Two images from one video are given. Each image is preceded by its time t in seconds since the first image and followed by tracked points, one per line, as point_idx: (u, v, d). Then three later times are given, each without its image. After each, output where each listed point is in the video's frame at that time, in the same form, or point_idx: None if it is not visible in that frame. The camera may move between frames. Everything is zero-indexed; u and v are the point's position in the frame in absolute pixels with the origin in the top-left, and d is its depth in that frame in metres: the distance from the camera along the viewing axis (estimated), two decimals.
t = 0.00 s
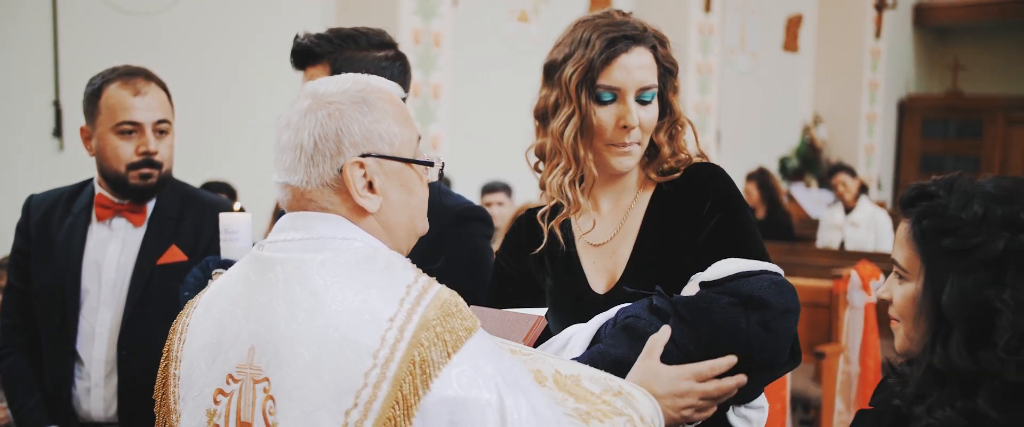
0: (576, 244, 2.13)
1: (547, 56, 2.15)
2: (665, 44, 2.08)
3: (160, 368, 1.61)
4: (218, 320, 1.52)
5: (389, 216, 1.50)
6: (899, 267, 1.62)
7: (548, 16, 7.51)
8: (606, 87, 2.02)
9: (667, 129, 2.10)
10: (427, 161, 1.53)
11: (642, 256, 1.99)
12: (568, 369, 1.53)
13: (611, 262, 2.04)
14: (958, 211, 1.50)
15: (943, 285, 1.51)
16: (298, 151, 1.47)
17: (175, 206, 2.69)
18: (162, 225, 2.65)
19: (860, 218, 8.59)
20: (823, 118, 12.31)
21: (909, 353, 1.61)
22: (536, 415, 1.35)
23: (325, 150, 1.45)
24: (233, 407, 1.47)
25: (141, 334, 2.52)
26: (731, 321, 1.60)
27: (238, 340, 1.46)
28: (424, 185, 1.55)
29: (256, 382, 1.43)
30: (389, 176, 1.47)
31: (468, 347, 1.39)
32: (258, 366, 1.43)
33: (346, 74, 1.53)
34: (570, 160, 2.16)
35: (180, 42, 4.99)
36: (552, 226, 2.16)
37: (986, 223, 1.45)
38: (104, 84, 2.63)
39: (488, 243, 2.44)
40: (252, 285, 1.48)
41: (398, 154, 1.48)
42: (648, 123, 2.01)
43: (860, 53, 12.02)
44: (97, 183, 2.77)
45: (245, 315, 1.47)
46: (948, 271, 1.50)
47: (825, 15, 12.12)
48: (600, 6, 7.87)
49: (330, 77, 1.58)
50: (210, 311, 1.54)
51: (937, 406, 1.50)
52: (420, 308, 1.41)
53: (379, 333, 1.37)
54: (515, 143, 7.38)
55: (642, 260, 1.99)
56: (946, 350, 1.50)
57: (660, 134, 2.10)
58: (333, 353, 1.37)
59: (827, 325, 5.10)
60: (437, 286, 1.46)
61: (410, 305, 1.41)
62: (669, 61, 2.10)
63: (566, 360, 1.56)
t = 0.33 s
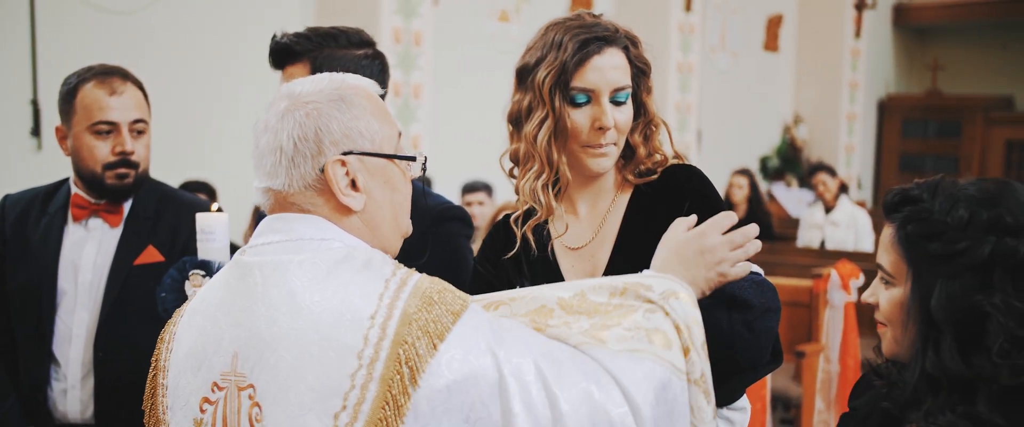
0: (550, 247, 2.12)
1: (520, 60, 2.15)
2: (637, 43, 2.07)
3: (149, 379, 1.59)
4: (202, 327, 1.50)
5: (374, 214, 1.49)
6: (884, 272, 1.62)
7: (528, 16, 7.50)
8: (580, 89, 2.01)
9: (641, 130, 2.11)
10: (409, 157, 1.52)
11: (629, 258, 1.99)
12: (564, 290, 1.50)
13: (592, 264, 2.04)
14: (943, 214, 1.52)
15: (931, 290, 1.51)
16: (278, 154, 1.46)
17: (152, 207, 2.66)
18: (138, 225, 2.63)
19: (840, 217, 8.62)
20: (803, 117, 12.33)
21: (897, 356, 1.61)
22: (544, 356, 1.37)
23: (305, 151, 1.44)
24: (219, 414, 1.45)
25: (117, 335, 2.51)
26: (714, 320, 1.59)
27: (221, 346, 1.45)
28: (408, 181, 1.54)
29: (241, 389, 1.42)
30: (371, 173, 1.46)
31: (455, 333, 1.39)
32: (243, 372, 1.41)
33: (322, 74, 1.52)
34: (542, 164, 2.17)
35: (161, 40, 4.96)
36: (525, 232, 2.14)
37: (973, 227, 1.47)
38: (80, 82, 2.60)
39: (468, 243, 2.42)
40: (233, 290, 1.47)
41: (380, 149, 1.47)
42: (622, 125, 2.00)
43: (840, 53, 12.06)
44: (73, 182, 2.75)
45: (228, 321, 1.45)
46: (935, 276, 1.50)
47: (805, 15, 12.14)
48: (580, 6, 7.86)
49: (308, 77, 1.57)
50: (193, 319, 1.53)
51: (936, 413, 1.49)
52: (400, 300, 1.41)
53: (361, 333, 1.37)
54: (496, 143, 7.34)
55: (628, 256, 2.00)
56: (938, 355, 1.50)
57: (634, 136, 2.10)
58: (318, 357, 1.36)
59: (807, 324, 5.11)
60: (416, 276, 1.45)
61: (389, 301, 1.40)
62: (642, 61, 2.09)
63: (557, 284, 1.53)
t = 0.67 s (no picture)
0: (536, 248, 2.11)
1: (506, 58, 2.13)
2: (622, 42, 2.06)
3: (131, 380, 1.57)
4: (181, 327, 1.48)
5: (348, 212, 1.48)
6: (883, 270, 1.61)
7: (510, 14, 7.47)
8: (565, 87, 2.00)
9: (628, 129, 2.11)
10: (385, 156, 1.50)
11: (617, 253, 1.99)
12: (555, 258, 1.57)
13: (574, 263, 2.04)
14: (939, 213, 1.51)
15: (926, 288, 1.51)
16: (251, 152, 1.45)
17: (129, 206, 2.64)
18: (116, 225, 2.61)
19: (821, 216, 8.63)
20: (784, 115, 12.35)
21: (896, 355, 1.61)
22: (530, 317, 1.38)
23: (278, 148, 1.43)
24: (197, 412, 1.43)
25: (94, 336, 2.49)
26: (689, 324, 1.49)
27: (199, 345, 1.44)
28: (383, 181, 1.52)
29: (219, 386, 1.40)
30: (345, 171, 1.45)
31: (429, 316, 1.38)
32: (220, 369, 1.40)
33: (296, 72, 1.51)
34: (528, 163, 2.18)
35: (144, 36, 4.92)
36: (512, 231, 2.13)
37: (968, 225, 1.47)
38: (56, 80, 2.57)
39: (448, 242, 2.39)
40: (211, 288, 1.46)
41: (354, 148, 1.46)
42: (608, 123, 1.99)
43: (822, 51, 12.10)
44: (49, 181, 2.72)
45: (207, 319, 1.44)
46: (931, 273, 1.50)
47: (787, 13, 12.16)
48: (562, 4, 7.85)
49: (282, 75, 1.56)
50: (171, 320, 1.51)
51: (927, 411, 1.49)
52: (375, 289, 1.40)
53: (337, 324, 1.36)
54: (477, 141, 7.31)
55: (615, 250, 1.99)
56: (932, 354, 1.50)
57: (621, 136, 2.10)
58: (295, 351, 1.35)
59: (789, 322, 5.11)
60: (389, 263, 1.44)
61: (364, 291, 1.39)
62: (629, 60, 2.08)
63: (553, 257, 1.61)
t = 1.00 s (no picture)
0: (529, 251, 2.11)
1: (496, 58, 2.12)
2: (614, 43, 2.05)
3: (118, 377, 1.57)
4: (163, 323, 1.48)
5: (324, 209, 1.46)
6: (876, 270, 1.60)
7: (494, 14, 7.46)
8: (555, 89, 1.98)
9: (620, 131, 2.09)
10: (364, 155, 1.49)
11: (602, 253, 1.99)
12: (535, 254, 1.55)
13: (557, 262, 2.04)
14: (933, 214, 1.50)
15: (918, 288, 1.50)
16: (229, 147, 1.44)
17: (111, 206, 2.61)
18: (97, 226, 2.58)
19: (804, 216, 8.65)
20: (768, 116, 12.37)
21: (888, 356, 1.60)
22: (501, 308, 1.37)
23: (254, 144, 1.42)
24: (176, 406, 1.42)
25: (74, 339, 2.46)
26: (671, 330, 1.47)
27: (179, 339, 1.43)
28: (363, 180, 1.51)
29: (196, 378, 1.39)
30: (321, 168, 1.44)
31: (397, 309, 1.36)
32: (198, 362, 1.39)
33: (279, 71, 1.50)
34: (520, 164, 2.15)
35: (128, 36, 4.88)
36: (506, 235, 2.13)
37: (961, 226, 1.46)
38: (35, 81, 2.54)
39: (432, 243, 2.39)
40: (190, 284, 1.45)
41: (330, 145, 1.45)
42: (599, 125, 1.98)
43: (805, 51, 12.13)
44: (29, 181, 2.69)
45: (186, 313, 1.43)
46: (923, 274, 1.49)
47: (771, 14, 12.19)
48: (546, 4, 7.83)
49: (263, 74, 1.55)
50: (155, 316, 1.51)
51: (914, 412, 1.49)
52: (345, 281, 1.38)
53: (307, 316, 1.35)
54: (461, 142, 7.29)
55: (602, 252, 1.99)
56: (922, 356, 1.49)
57: (612, 137, 2.09)
58: (265, 343, 1.35)
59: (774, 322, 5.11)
60: (360, 257, 1.43)
61: (334, 283, 1.38)
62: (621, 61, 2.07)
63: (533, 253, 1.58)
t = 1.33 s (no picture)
0: (512, 251, 2.09)
1: (484, 57, 2.11)
2: (601, 41, 2.03)
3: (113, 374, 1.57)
4: (153, 320, 1.48)
5: (316, 207, 1.45)
6: (870, 269, 1.59)
7: (478, 13, 7.44)
8: (544, 87, 1.97)
9: (607, 130, 2.08)
10: (358, 154, 1.47)
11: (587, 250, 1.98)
12: (527, 256, 1.54)
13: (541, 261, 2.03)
14: (928, 212, 1.50)
15: (913, 287, 1.50)
16: (223, 144, 1.43)
17: (93, 205, 2.59)
18: (79, 224, 2.55)
19: (788, 214, 8.66)
20: (751, 114, 12.38)
21: (882, 354, 1.59)
22: (486, 310, 1.35)
23: (248, 141, 1.41)
24: (165, 401, 1.42)
25: (57, 338, 2.44)
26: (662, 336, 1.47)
27: (167, 335, 1.43)
28: (357, 180, 1.49)
29: (183, 375, 1.39)
30: (313, 166, 1.42)
31: (382, 308, 1.35)
32: (185, 358, 1.39)
33: (274, 70, 1.49)
34: (506, 164, 2.14)
35: (111, 33, 4.85)
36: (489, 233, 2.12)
37: (958, 225, 1.45)
38: (16, 78, 2.51)
39: (418, 242, 2.38)
40: (180, 281, 1.44)
41: (323, 144, 1.43)
42: (587, 123, 1.96)
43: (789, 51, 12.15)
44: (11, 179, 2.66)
45: (175, 310, 1.43)
46: (919, 272, 1.49)
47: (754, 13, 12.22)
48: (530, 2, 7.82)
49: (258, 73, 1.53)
50: (146, 312, 1.51)
51: (909, 411, 1.48)
52: (331, 279, 1.37)
53: (292, 313, 1.34)
54: (445, 140, 7.27)
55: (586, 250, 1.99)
56: (917, 354, 1.48)
57: (600, 136, 2.07)
58: (251, 339, 1.34)
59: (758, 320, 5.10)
60: (348, 255, 1.41)
61: (320, 280, 1.37)
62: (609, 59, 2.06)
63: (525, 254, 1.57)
